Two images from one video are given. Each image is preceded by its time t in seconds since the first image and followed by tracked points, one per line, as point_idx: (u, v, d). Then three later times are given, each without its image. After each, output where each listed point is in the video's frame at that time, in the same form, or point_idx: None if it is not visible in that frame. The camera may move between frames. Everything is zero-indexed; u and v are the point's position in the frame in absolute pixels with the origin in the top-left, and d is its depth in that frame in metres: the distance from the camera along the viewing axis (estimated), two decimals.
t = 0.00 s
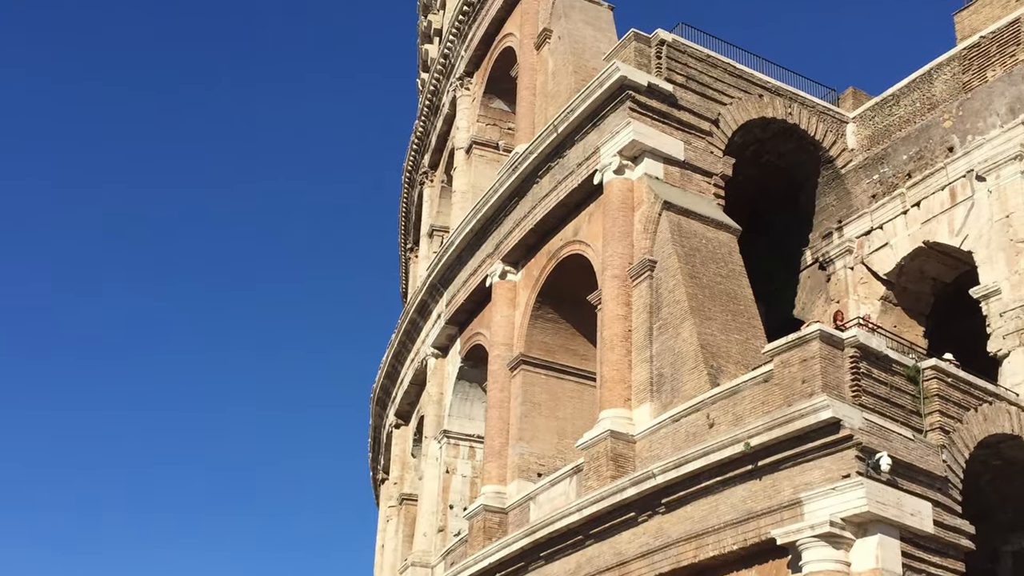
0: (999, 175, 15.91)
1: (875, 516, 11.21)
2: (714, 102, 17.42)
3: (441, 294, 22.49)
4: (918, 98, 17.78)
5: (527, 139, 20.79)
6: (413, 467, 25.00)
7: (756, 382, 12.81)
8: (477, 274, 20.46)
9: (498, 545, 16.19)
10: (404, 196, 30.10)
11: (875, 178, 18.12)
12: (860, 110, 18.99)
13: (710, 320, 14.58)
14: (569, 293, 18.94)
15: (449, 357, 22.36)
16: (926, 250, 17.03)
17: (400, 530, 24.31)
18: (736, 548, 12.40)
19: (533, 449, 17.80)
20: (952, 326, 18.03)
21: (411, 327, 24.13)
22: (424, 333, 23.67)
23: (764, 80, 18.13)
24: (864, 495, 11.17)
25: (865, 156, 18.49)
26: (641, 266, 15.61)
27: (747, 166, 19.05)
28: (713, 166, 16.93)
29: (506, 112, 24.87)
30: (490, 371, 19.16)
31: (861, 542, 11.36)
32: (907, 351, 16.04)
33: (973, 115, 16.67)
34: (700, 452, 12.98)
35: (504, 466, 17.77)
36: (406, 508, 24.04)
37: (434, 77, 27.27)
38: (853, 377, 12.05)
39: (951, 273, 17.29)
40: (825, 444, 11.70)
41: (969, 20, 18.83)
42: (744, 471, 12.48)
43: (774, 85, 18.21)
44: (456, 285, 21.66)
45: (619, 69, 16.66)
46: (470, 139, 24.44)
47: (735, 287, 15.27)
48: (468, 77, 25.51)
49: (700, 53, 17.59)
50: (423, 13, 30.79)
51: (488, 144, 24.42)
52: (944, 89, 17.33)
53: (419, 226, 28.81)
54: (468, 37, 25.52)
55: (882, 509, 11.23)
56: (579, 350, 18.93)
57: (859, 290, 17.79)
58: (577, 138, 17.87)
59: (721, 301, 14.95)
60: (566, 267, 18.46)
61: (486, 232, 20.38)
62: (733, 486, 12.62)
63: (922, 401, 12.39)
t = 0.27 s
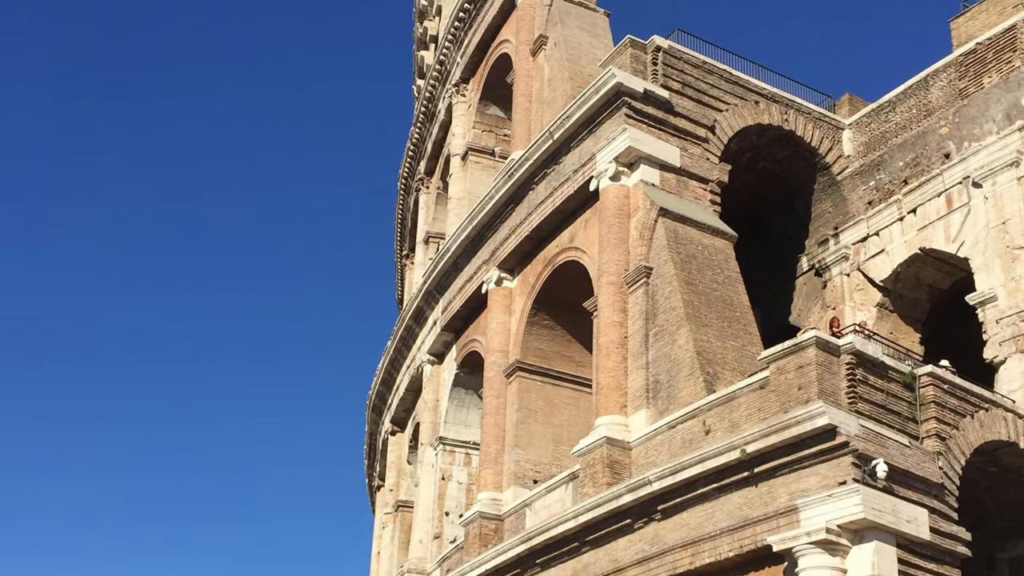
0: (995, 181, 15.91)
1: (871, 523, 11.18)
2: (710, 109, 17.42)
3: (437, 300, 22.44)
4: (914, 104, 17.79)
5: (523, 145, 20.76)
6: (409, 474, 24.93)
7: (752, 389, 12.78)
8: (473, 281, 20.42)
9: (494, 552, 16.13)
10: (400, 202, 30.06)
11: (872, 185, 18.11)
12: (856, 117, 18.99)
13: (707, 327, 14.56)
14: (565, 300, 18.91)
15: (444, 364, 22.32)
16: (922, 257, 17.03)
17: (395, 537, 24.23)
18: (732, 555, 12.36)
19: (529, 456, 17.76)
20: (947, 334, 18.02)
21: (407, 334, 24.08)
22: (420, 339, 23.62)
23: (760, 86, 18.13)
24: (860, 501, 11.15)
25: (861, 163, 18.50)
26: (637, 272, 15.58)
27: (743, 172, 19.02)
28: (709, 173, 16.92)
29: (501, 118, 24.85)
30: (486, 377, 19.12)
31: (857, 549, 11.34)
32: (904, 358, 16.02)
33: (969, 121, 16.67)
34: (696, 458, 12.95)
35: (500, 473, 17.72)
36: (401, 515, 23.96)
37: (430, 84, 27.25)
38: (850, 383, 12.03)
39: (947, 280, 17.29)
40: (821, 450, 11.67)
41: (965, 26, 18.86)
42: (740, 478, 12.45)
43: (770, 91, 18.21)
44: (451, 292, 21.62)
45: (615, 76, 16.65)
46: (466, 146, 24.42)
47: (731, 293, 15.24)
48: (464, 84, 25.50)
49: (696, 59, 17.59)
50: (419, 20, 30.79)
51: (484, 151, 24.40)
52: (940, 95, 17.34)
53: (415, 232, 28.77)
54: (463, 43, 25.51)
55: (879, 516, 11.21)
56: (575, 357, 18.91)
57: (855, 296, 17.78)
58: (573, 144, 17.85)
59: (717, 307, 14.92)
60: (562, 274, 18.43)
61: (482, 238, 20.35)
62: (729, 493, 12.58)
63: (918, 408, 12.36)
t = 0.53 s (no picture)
0: (991, 188, 15.91)
1: (867, 529, 11.15)
2: (706, 115, 17.41)
3: (433, 307, 22.40)
4: (911, 111, 17.79)
5: (520, 151, 20.74)
6: (405, 481, 24.86)
7: (748, 396, 12.75)
8: (469, 287, 20.39)
9: (490, 558, 16.08)
10: (396, 209, 30.03)
11: (868, 191, 18.11)
12: (852, 123, 18.99)
13: (703, 333, 14.53)
14: (561, 307, 18.88)
15: (440, 370, 22.27)
16: (919, 264, 17.02)
17: (391, 544, 24.15)
18: (728, 562, 12.32)
19: (524, 463, 17.71)
20: (946, 339, 18.07)
21: (402, 340, 24.03)
22: (416, 346, 23.58)
23: (756, 93, 18.13)
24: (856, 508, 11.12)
25: (857, 170, 18.50)
26: (633, 279, 15.56)
27: (740, 179, 18.99)
28: (705, 179, 16.92)
29: (497, 124, 24.84)
30: (481, 384, 19.08)
31: (853, 556, 11.29)
32: (900, 365, 16.00)
33: (965, 128, 16.69)
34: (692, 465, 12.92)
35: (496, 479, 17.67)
36: (397, 522, 23.88)
37: (426, 90, 27.22)
38: (846, 390, 12.00)
39: (943, 287, 17.28)
40: (818, 457, 11.64)
41: (961, 33, 18.88)
42: (736, 485, 12.42)
43: (766, 98, 18.20)
44: (447, 298, 21.59)
45: (611, 82, 16.64)
46: (462, 152, 24.41)
47: (727, 300, 15.22)
48: (460, 90, 25.49)
49: (692, 66, 17.59)
50: (414, 26, 30.79)
51: (480, 157, 24.39)
52: (936, 102, 17.35)
53: (411, 239, 28.72)
54: (459, 50, 25.51)
55: (875, 523, 11.18)
56: (571, 363, 18.87)
57: (851, 303, 17.77)
58: (568, 151, 17.84)
59: (713, 314, 14.89)
60: (558, 281, 18.40)
61: (478, 244, 20.31)
62: (725, 500, 12.55)
63: (914, 415, 12.34)
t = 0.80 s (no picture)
0: (987, 195, 15.92)
1: (864, 536, 11.12)
2: (702, 122, 17.41)
3: (429, 314, 22.37)
4: (907, 117, 17.80)
5: (515, 157, 20.71)
6: (400, 487, 24.78)
7: (744, 403, 12.72)
8: (464, 294, 20.36)
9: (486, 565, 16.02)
10: (392, 215, 30.01)
11: (864, 198, 18.10)
12: (848, 129, 18.99)
13: (699, 340, 14.51)
14: (557, 313, 18.84)
15: (436, 377, 22.22)
16: (915, 270, 17.02)
17: (387, 551, 24.07)
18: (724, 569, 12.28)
19: (520, 469, 17.67)
20: (942, 345, 18.05)
21: (398, 347, 23.99)
22: (412, 353, 23.54)
23: (752, 99, 18.13)
24: (852, 515, 11.09)
25: (853, 176, 18.50)
26: (629, 286, 15.54)
27: (736, 185, 18.99)
28: (702, 186, 16.90)
29: (493, 131, 24.83)
30: (477, 391, 19.03)
31: (849, 563, 11.26)
32: (896, 371, 15.97)
33: (961, 135, 16.70)
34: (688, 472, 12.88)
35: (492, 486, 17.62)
36: (393, 528, 23.80)
37: (421, 96, 27.21)
38: (842, 397, 11.98)
39: (940, 293, 17.28)
40: (814, 464, 11.61)
41: (958, 39, 18.90)
42: (731, 492, 12.38)
43: (762, 104, 18.20)
44: (443, 305, 21.55)
45: (607, 89, 16.64)
46: (458, 159, 24.40)
47: (723, 307, 15.19)
48: (456, 97, 25.48)
49: (688, 72, 17.59)
50: (410, 33, 30.80)
51: (476, 164, 24.38)
52: (933, 108, 17.36)
53: (407, 245, 28.68)
54: (455, 56, 25.51)
55: (871, 529, 11.15)
56: (566, 370, 18.83)
57: (847, 309, 17.75)
58: (564, 157, 17.82)
59: (708, 320, 14.87)
60: (554, 288, 18.38)
61: (474, 251, 20.28)
62: (721, 506, 12.51)
63: (911, 422, 12.31)
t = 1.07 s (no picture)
0: (983, 202, 15.92)
1: (860, 543, 11.09)
2: (698, 128, 17.40)
3: (425, 320, 22.32)
4: (903, 124, 17.81)
5: (511, 164, 20.69)
6: (396, 494, 24.71)
7: (740, 409, 12.70)
8: (460, 300, 20.33)
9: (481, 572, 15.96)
10: (387, 222, 29.97)
11: (860, 204, 18.09)
12: (844, 136, 19.00)
13: (695, 347, 14.48)
14: (553, 320, 18.81)
15: (432, 384, 22.16)
16: (911, 277, 17.01)
17: (383, 558, 23.99)
18: None
19: (516, 476, 17.62)
20: (938, 352, 18.06)
21: (394, 354, 23.94)
22: (408, 359, 23.50)
23: (748, 106, 18.14)
24: (848, 522, 11.06)
25: (849, 183, 18.49)
26: (625, 292, 15.52)
27: (732, 192, 19.00)
28: (698, 193, 16.88)
29: (489, 137, 24.82)
30: (473, 398, 18.99)
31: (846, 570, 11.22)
32: (893, 378, 15.94)
33: (957, 141, 16.71)
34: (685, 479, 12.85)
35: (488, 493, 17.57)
36: (388, 535, 23.72)
37: (417, 103, 27.20)
38: (838, 404, 11.95)
39: (936, 300, 17.27)
40: (810, 471, 11.59)
41: (954, 45, 18.93)
42: (727, 498, 12.34)
43: (758, 111, 18.20)
44: (439, 311, 21.51)
45: (603, 96, 16.63)
46: (453, 165, 24.38)
47: (719, 313, 15.17)
48: (451, 103, 25.46)
49: (684, 79, 17.60)
50: (406, 39, 30.80)
51: (471, 170, 24.36)
52: (929, 115, 17.37)
53: (402, 252, 28.65)
54: (451, 62, 25.51)
55: (867, 536, 11.12)
56: (563, 377, 18.80)
57: (843, 316, 17.73)
58: (560, 164, 17.82)
59: (704, 326, 14.85)
60: (550, 295, 18.34)
61: (470, 257, 20.25)
62: (717, 513, 12.48)
63: (907, 429, 12.29)
